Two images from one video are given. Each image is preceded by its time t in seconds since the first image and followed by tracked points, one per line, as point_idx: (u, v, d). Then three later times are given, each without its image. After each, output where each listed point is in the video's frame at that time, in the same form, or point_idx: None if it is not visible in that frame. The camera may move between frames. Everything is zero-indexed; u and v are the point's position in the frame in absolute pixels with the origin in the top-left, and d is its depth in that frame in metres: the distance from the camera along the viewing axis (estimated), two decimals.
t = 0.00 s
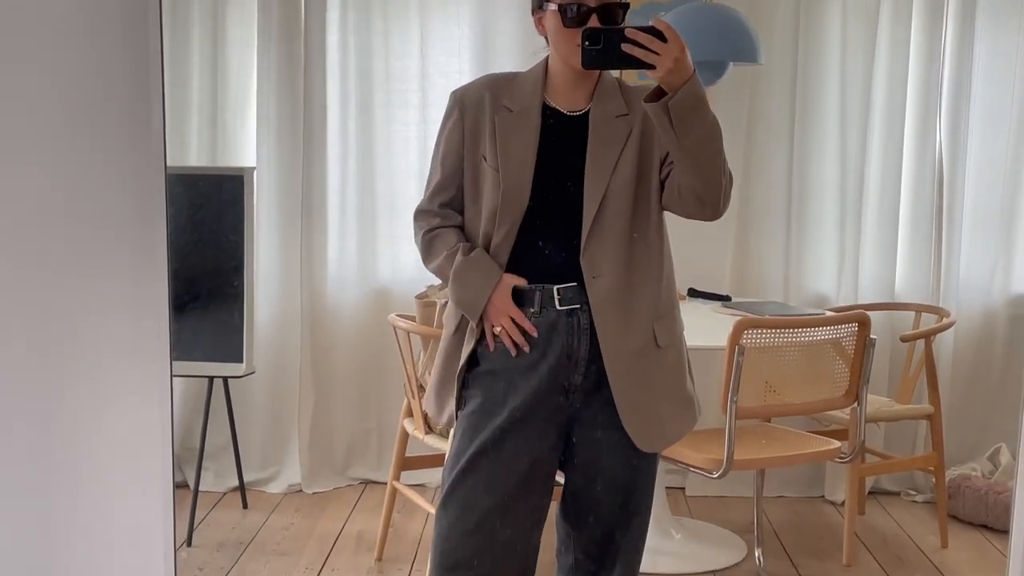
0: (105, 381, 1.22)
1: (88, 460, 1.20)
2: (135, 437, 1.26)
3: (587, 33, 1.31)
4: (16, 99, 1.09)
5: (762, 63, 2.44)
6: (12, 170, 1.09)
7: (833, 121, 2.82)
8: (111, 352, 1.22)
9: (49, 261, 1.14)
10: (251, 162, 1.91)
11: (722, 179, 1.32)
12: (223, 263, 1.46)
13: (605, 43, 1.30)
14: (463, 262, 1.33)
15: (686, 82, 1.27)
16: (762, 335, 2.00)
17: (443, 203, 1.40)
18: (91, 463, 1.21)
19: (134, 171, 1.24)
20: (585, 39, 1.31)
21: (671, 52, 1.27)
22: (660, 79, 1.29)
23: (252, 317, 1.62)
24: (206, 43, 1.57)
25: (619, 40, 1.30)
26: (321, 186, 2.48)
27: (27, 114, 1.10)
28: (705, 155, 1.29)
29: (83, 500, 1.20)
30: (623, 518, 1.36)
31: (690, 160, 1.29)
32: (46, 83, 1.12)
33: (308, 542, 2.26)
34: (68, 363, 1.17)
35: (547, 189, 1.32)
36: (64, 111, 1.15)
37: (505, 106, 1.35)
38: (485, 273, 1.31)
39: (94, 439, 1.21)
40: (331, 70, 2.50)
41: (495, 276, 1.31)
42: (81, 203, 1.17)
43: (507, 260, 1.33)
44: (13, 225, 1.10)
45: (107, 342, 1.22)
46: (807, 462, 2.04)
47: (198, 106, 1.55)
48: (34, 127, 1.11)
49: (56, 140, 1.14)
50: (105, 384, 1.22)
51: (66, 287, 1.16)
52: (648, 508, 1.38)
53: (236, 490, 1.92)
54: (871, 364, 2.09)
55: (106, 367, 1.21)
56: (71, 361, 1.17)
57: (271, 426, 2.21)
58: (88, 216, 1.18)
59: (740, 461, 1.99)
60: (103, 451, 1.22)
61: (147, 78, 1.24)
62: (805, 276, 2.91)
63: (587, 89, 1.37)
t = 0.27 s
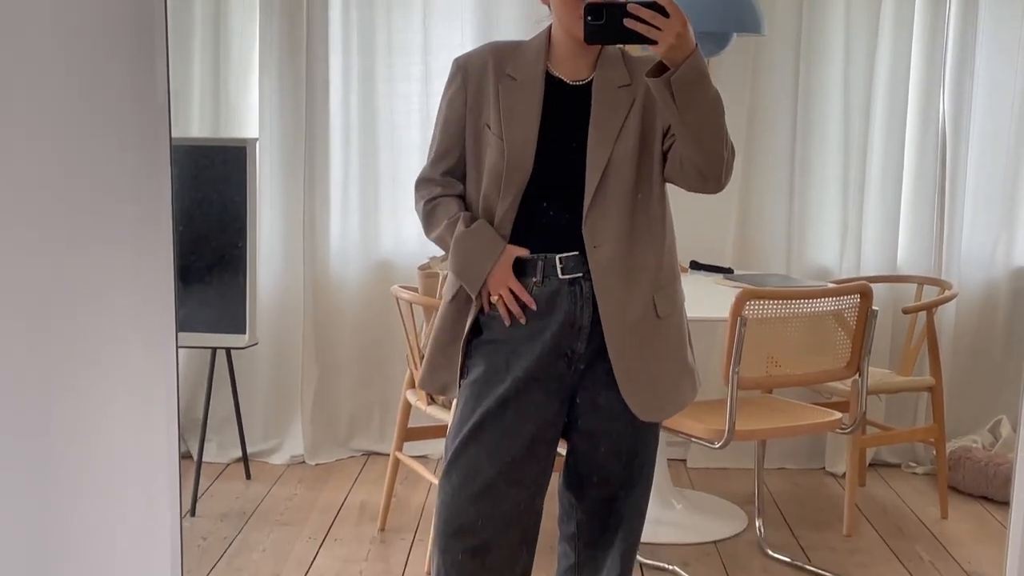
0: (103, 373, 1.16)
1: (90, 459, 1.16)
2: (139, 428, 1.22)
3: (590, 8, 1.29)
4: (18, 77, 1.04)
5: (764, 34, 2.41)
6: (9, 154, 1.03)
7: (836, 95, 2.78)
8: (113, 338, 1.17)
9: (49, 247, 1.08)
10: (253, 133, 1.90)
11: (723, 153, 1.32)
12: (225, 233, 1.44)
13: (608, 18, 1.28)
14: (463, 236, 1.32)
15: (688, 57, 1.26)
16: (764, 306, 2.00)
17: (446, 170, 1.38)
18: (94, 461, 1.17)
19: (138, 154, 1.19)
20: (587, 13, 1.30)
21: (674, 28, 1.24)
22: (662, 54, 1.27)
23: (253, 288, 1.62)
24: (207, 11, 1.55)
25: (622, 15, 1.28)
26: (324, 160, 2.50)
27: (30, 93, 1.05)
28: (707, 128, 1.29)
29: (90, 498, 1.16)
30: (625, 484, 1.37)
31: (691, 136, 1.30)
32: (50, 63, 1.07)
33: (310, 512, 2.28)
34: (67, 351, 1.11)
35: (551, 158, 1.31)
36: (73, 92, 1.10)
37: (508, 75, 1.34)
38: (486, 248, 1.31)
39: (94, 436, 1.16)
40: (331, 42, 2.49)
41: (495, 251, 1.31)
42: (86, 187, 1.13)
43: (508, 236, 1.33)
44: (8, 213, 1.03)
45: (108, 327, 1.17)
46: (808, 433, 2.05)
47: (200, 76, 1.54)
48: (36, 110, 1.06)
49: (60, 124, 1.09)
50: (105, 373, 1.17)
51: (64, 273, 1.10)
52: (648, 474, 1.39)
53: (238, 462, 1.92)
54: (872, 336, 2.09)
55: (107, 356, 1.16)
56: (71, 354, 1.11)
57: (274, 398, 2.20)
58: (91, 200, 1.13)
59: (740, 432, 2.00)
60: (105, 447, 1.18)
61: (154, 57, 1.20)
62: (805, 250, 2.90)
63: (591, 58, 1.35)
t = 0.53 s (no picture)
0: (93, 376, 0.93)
1: (88, 482, 0.93)
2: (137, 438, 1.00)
3: None
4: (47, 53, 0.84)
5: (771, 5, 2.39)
6: (34, 137, 0.83)
7: (846, 64, 2.73)
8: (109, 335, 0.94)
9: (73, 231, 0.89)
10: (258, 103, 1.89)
11: (729, 126, 1.24)
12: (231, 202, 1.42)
13: None
14: (479, 186, 1.27)
15: (694, 32, 1.17)
16: (771, 276, 2.00)
17: (454, 135, 1.35)
18: (93, 484, 0.94)
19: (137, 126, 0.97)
20: None
21: (677, 3, 1.15)
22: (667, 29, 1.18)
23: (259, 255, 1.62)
24: None
25: None
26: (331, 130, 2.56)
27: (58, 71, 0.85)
28: (712, 104, 1.21)
29: (117, 515, 0.98)
30: (629, 454, 1.33)
31: (695, 110, 1.21)
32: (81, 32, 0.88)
33: (315, 483, 2.29)
34: (76, 351, 0.90)
35: (557, 125, 1.27)
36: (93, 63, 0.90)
37: (515, 41, 1.29)
38: (498, 202, 1.26)
39: (101, 450, 0.95)
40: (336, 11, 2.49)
41: (507, 208, 1.26)
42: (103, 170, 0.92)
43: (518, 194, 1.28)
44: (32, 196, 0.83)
45: (113, 325, 0.95)
46: (815, 403, 2.05)
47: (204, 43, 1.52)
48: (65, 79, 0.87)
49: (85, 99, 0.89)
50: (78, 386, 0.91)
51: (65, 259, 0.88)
52: (654, 443, 1.35)
53: (244, 432, 1.92)
54: (879, 307, 2.10)
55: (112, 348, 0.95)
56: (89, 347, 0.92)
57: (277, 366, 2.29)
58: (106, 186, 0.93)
59: (747, 403, 2.00)
60: (106, 464, 0.96)
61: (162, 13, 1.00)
62: (812, 221, 2.85)
63: (599, 26, 1.29)
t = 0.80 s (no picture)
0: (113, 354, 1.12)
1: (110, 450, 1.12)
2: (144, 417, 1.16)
3: None
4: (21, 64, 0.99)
5: None
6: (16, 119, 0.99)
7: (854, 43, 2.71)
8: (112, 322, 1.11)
9: (61, 218, 1.04)
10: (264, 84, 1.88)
11: (737, 106, 1.22)
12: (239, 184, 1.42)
13: None
14: (480, 166, 1.25)
15: (701, 14, 1.13)
16: (780, 257, 1.99)
17: (461, 113, 1.34)
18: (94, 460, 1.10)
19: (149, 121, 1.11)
20: None
21: None
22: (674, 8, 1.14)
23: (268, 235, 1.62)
24: None
25: None
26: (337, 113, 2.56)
27: (62, 72, 1.02)
28: (720, 85, 1.19)
29: (112, 502, 1.13)
30: (633, 435, 1.29)
31: (702, 91, 1.20)
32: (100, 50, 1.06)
33: (323, 463, 2.30)
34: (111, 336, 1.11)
35: (561, 106, 1.24)
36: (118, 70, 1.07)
37: (523, 20, 1.26)
38: (499, 183, 1.24)
39: (101, 452, 1.11)
40: None
41: (508, 189, 1.24)
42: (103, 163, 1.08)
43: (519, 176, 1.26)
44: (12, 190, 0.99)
45: (124, 312, 1.12)
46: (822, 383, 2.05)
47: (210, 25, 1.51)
48: (66, 84, 1.03)
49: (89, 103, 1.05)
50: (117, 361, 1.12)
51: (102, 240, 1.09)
52: (658, 424, 1.30)
53: (251, 413, 1.93)
54: (886, 289, 2.09)
55: (110, 334, 1.11)
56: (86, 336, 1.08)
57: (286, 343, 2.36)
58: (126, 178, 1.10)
59: (754, 383, 2.00)
60: (102, 457, 1.11)
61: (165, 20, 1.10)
62: (819, 205, 2.84)
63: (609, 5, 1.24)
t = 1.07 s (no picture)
0: (113, 337, 0.99)
1: (110, 440, 1.00)
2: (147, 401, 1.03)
3: None
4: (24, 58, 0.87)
5: None
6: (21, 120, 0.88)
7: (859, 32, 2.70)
8: (107, 303, 0.98)
9: (61, 223, 0.92)
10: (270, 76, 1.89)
11: (743, 98, 1.22)
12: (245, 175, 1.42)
13: None
14: (484, 151, 1.27)
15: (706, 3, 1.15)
16: (784, 247, 1.99)
17: (467, 101, 1.34)
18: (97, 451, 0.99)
19: (155, 116, 1.00)
20: None
21: None
22: None
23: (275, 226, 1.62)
24: None
25: None
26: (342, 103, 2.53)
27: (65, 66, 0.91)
28: (726, 76, 1.19)
29: (117, 496, 1.01)
30: (633, 424, 1.29)
31: (709, 82, 1.19)
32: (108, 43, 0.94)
33: (327, 455, 2.31)
34: (105, 326, 0.98)
35: (566, 97, 1.24)
36: (127, 66, 0.96)
37: (529, 10, 1.26)
38: (500, 169, 1.25)
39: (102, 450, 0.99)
40: None
41: (509, 176, 1.25)
42: (105, 162, 0.96)
43: (522, 163, 1.26)
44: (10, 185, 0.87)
45: (129, 295, 1.00)
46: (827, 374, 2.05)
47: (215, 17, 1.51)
48: (70, 75, 0.91)
49: (90, 96, 0.94)
50: (115, 345, 0.99)
51: (102, 238, 0.96)
52: (658, 415, 1.30)
53: (258, 404, 1.93)
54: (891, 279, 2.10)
55: (109, 316, 0.98)
56: (86, 319, 0.96)
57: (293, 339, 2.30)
58: (133, 176, 0.99)
59: (759, 373, 2.00)
60: (103, 459, 0.99)
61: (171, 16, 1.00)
62: (824, 196, 2.83)
63: None
